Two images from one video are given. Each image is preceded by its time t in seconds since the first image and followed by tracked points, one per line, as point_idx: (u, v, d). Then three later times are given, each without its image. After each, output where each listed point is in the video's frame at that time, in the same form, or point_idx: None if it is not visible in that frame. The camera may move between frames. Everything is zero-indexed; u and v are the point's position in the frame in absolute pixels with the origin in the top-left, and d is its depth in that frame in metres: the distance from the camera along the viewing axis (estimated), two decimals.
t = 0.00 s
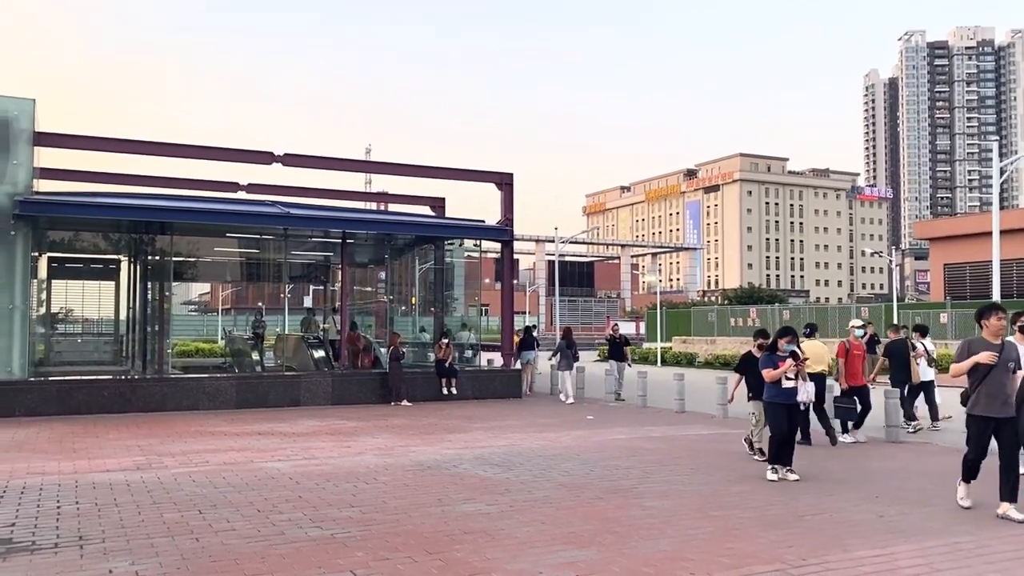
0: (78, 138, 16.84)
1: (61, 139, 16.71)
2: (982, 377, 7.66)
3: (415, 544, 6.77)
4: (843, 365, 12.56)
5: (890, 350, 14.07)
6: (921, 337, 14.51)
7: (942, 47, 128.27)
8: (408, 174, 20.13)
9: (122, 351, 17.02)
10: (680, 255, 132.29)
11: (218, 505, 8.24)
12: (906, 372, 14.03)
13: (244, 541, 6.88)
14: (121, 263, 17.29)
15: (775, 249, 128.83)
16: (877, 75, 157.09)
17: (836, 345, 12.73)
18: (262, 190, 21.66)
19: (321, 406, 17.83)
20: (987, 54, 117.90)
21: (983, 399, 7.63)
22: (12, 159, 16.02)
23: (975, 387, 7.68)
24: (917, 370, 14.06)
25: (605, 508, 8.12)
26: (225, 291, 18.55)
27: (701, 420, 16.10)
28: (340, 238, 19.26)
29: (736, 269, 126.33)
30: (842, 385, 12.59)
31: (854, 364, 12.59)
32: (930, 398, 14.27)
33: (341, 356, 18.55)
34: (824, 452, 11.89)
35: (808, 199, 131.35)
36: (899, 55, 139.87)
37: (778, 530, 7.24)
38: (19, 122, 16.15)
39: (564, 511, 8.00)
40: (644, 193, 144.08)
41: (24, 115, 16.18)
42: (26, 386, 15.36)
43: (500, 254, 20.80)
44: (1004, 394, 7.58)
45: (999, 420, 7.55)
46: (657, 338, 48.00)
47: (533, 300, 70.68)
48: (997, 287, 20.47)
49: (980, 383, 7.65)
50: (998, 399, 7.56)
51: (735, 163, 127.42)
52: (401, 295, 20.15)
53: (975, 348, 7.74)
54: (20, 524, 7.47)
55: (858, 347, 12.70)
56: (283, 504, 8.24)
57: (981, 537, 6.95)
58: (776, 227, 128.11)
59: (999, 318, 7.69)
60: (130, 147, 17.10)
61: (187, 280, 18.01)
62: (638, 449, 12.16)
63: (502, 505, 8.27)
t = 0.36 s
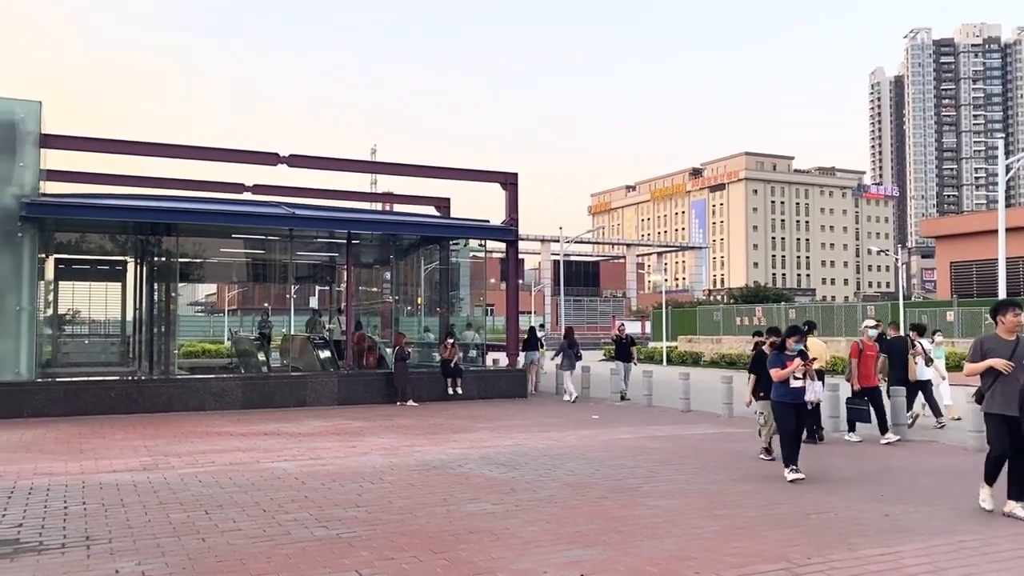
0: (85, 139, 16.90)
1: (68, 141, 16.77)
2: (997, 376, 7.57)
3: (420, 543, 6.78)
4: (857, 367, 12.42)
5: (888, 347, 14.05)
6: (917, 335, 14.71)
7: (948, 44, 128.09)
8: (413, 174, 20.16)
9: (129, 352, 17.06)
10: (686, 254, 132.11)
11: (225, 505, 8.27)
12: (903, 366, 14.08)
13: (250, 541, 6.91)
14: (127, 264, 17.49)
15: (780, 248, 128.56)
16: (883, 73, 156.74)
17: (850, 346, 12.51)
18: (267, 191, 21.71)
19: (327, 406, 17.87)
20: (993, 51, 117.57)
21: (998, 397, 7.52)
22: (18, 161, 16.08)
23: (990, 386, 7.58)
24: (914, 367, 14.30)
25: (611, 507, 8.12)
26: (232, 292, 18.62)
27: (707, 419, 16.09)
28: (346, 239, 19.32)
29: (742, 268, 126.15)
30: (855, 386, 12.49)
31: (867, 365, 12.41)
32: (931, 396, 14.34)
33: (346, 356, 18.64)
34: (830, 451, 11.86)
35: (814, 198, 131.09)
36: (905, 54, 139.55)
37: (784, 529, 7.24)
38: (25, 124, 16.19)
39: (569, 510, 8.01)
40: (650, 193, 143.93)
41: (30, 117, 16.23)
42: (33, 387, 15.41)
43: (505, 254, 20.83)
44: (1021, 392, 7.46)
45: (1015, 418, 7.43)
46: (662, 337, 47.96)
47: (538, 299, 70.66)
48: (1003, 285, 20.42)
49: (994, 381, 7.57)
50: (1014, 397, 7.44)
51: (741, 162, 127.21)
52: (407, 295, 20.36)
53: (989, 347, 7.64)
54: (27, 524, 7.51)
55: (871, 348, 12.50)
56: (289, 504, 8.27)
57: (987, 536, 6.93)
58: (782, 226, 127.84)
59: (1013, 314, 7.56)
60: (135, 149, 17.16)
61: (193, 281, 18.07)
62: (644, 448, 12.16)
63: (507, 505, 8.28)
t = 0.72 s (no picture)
0: (95, 142, 17.00)
1: (78, 144, 16.86)
2: (1021, 378, 7.48)
3: (430, 544, 6.79)
4: (879, 367, 12.05)
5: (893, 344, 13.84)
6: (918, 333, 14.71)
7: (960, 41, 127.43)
8: (423, 175, 20.19)
9: (140, 353, 17.11)
10: (696, 253, 131.76)
11: (235, 505, 8.31)
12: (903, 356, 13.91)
13: (260, 541, 6.94)
14: (138, 266, 17.59)
15: (791, 246, 128.10)
16: (894, 71, 155.99)
17: (871, 344, 12.17)
18: (277, 193, 21.79)
19: (337, 406, 17.93)
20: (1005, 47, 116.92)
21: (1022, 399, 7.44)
22: (30, 163, 16.18)
23: (1014, 388, 7.51)
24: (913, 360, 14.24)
25: (620, 507, 8.11)
26: (242, 293, 18.62)
27: (718, 418, 16.05)
28: (355, 239, 19.30)
29: (753, 267, 125.80)
30: (876, 386, 12.14)
31: (890, 365, 12.08)
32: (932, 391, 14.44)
33: (356, 356, 18.62)
34: (841, 450, 11.81)
35: (825, 196, 130.61)
36: (916, 50, 138.82)
37: (793, 528, 7.22)
38: (36, 127, 16.29)
39: (578, 510, 8.01)
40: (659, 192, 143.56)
41: (42, 120, 16.32)
42: (45, 389, 15.51)
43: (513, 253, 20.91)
44: None
45: None
46: (672, 337, 47.88)
47: (548, 299, 70.63)
48: (1017, 284, 20.27)
49: (1017, 383, 7.50)
50: None
51: (751, 160, 126.83)
52: (415, 295, 20.26)
53: (1011, 349, 7.55)
54: (40, 525, 7.57)
55: (894, 347, 12.16)
56: (299, 504, 8.30)
57: (1000, 535, 6.90)
58: (792, 224, 127.39)
59: None
60: (146, 151, 17.24)
61: (204, 282, 18.14)
62: (653, 447, 12.15)
63: (517, 504, 8.28)
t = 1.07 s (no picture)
0: (113, 145, 17.15)
1: (96, 147, 17.00)
2: None
3: (445, 544, 6.80)
4: (906, 363, 11.90)
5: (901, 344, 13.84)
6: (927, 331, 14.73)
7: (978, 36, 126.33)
8: (438, 176, 20.22)
9: (158, 355, 17.18)
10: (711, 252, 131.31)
11: (252, 505, 8.36)
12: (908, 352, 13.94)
13: (277, 541, 6.97)
14: (156, 268, 17.69)
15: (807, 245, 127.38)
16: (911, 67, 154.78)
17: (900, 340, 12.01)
18: (292, 195, 21.90)
19: (353, 406, 18.01)
20: None
21: None
22: (48, 167, 16.32)
23: None
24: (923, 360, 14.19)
25: (635, 507, 8.10)
26: (258, 294, 18.58)
27: (734, 418, 16.00)
28: (370, 240, 19.39)
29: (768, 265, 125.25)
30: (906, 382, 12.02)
31: (918, 361, 11.88)
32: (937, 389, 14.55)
33: (371, 356, 18.81)
34: (858, 450, 11.73)
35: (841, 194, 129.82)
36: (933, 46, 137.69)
37: (810, 528, 7.18)
38: (55, 131, 16.43)
39: (593, 510, 8.01)
40: (674, 190, 143.11)
41: (60, 123, 16.47)
42: (65, 390, 15.72)
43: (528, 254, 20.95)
44: None
45: None
46: (688, 336, 47.73)
47: (563, 298, 70.58)
48: None
49: None
50: None
51: (767, 158, 126.21)
52: (431, 295, 20.29)
53: None
54: (60, 525, 7.65)
55: (923, 343, 11.89)
56: (315, 504, 8.34)
57: (1020, 535, 6.83)
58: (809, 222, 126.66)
59: None
60: (163, 153, 17.37)
61: (220, 284, 18.19)
62: (669, 447, 12.13)
63: (532, 505, 8.28)
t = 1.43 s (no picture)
0: (128, 147, 17.26)
1: (111, 150, 17.12)
2: None
3: (459, 543, 6.82)
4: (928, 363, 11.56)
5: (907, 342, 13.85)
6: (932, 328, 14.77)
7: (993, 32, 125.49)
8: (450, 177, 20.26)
9: (174, 355, 17.33)
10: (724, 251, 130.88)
11: (267, 505, 8.40)
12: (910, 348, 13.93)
13: (291, 540, 7.01)
14: (170, 269, 17.82)
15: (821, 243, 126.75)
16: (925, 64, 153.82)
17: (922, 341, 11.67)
18: (306, 196, 21.99)
19: (367, 406, 18.07)
20: None
21: None
22: (64, 170, 16.45)
23: None
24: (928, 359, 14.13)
25: (648, 507, 8.10)
26: (272, 295, 18.61)
27: (747, 417, 15.95)
28: (383, 240, 19.44)
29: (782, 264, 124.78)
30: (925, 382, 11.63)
31: (940, 361, 11.60)
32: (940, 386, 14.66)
33: (384, 357, 18.88)
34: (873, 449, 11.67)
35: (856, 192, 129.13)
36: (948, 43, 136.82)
37: (824, 528, 7.15)
38: (70, 134, 16.56)
39: (606, 510, 8.01)
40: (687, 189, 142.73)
41: (75, 126, 16.60)
42: (81, 391, 15.86)
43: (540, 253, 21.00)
44: None
45: None
46: (701, 335, 47.61)
47: (576, 298, 70.48)
48: None
49: None
50: None
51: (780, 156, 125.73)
52: (443, 295, 20.33)
53: None
54: (76, 525, 7.71)
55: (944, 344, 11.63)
56: (329, 504, 8.38)
57: None
58: (823, 221, 126.03)
59: None
60: (177, 155, 17.47)
61: (235, 284, 18.30)
62: (682, 446, 12.11)
63: (545, 504, 8.28)
